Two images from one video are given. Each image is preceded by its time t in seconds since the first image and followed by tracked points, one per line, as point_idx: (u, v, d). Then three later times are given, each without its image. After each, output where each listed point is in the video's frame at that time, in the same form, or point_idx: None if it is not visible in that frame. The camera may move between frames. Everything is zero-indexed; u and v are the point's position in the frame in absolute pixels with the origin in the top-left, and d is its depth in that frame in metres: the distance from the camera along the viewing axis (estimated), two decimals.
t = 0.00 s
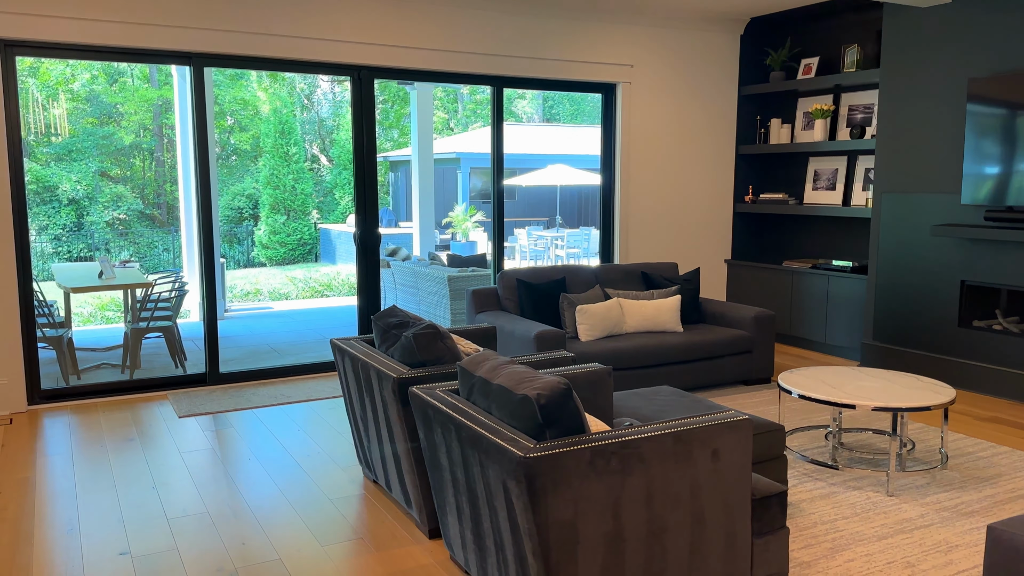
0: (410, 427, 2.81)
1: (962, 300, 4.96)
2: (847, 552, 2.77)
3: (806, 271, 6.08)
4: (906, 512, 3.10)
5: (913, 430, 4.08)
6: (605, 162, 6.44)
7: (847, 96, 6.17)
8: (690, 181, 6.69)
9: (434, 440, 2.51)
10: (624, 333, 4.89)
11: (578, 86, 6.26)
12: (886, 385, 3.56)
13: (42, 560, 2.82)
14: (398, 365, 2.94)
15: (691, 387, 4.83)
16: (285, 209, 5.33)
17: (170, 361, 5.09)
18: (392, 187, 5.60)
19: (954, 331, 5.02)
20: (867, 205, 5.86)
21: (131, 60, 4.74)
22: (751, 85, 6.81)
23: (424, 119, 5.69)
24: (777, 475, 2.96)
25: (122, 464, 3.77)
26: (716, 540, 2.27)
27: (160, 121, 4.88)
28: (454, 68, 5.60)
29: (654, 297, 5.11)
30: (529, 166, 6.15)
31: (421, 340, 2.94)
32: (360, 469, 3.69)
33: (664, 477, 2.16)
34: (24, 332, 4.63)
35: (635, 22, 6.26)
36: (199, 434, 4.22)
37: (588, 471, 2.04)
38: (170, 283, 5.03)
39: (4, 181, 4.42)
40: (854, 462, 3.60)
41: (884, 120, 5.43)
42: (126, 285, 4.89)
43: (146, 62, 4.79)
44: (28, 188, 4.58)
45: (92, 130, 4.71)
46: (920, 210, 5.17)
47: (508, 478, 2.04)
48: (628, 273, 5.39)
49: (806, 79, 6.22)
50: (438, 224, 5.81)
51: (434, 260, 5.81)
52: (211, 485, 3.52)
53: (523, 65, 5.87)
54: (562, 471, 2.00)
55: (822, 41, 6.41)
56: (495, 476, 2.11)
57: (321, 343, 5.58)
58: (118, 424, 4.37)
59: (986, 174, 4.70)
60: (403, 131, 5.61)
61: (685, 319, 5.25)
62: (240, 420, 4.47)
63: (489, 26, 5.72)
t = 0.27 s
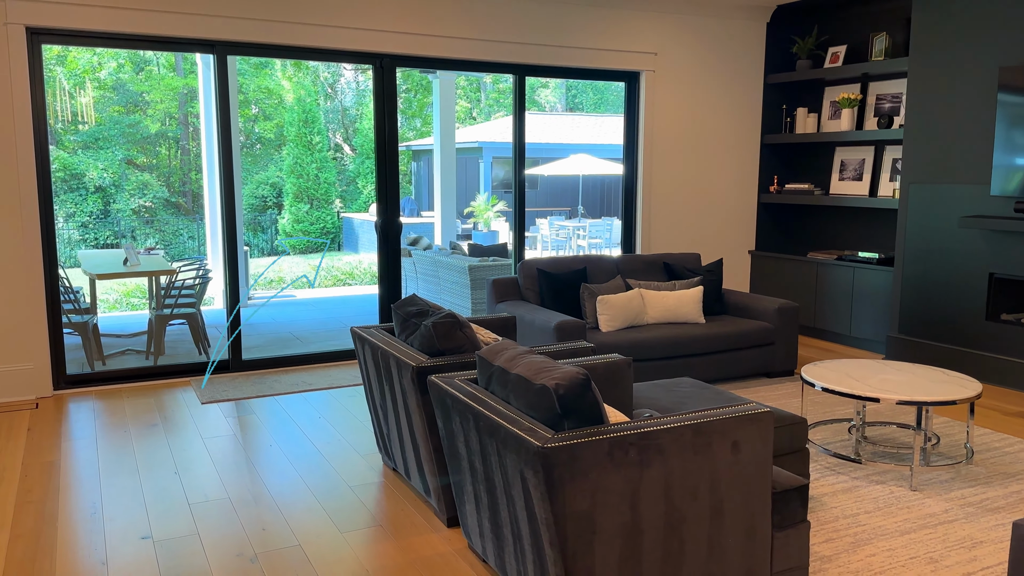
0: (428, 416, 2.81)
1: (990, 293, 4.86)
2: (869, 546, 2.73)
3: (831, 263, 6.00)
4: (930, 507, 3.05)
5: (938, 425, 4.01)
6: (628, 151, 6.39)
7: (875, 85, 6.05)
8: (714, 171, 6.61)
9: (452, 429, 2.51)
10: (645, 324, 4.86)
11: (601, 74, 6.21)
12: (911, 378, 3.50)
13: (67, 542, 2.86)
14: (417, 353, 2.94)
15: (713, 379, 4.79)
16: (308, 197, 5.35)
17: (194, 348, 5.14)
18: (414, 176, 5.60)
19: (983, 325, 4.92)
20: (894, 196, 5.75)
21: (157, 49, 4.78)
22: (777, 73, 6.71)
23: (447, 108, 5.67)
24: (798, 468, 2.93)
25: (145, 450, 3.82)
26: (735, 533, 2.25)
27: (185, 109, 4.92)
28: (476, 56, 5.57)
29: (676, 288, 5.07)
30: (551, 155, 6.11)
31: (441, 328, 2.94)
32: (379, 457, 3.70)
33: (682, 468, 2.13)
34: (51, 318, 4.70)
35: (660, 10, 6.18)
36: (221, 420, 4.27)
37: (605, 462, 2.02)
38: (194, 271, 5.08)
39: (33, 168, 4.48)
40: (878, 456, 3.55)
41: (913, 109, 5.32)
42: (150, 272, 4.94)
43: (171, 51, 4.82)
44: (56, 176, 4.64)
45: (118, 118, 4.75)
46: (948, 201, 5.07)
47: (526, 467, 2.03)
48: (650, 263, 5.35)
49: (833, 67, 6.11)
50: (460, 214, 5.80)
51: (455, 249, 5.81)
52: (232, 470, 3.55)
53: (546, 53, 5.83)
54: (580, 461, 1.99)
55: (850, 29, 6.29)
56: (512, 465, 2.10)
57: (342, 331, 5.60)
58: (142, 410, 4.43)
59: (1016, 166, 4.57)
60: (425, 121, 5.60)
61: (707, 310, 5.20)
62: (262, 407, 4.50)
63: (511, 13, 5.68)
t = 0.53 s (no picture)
0: (442, 408, 2.81)
1: (1010, 287, 4.78)
2: (886, 543, 2.71)
3: (849, 256, 5.93)
4: (947, 504, 3.02)
5: (957, 421, 3.97)
6: (644, 144, 6.35)
7: (895, 77, 5.97)
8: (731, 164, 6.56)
9: (466, 421, 2.51)
10: (660, 317, 4.84)
11: (617, 66, 6.16)
12: (929, 373, 3.46)
13: (84, 530, 2.89)
14: (431, 345, 2.94)
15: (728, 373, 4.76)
16: (324, 189, 5.36)
17: (211, 338, 5.18)
18: (430, 168, 5.60)
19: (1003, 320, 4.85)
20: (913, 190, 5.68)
21: (174, 40, 4.79)
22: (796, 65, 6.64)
23: (462, 100, 5.66)
24: (814, 463, 2.90)
25: (162, 439, 3.85)
26: (750, 528, 2.23)
27: (202, 101, 4.93)
28: (491, 47, 5.55)
29: (692, 281, 5.04)
30: (567, 147, 6.09)
31: (455, 321, 2.93)
32: (393, 447, 3.71)
33: (697, 462, 2.12)
34: (69, 308, 4.74)
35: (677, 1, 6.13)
36: (237, 410, 4.30)
37: (619, 455, 2.01)
38: (211, 262, 5.10)
39: (51, 160, 4.52)
40: (895, 451, 3.51)
41: (933, 101, 5.24)
42: (167, 263, 4.97)
43: (189, 43, 4.84)
44: (75, 167, 4.67)
45: (136, 110, 4.78)
46: (968, 194, 4.99)
47: (539, 460, 2.02)
48: (666, 256, 5.32)
49: (852, 59, 6.03)
50: (475, 206, 5.80)
51: (470, 241, 5.80)
52: (248, 460, 3.58)
53: (561, 45, 5.80)
54: (594, 454, 1.98)
55: (870, 19, 6.20)
56: (526, 458, 2.09)
57: (357, 323, 5.62)
58: (159, 400, 4.47)
59: None
60: (440, 113, 5.59)
61: (723, 304, 5.16)
62: (277, 397, 4.53)
63: (527, 4, 5.65)
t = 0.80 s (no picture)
0: (454, 400, 2.81)
1: None
2: (900, 539, 2.68)
3: (866, 250, 5.87)
4: (964, 500, 2.98)
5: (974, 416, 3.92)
6: (659, 136, 6.30)
7: (913, 68, 5.88)
8: (746, 156, 6.50)
9: (477, 414, 2.50)
10: (673, 311, 4.81)
11: (632, 57, 6.12)
12: (946, 368, 3.41)
13: (99, 520, 2.91)
14: (443, 338, 2.94)
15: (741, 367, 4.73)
16: (338, 181, 5.36)
17: (224, 329, 5.21)
18: (443, 161, 5.59)
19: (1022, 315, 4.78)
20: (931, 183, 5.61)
21: (189, 32, 4.80)
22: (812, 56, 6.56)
23: (476, 92, 5.64)
24: (828, 458, 2.88)
25: (176, 430, 3.88)
26: (764, 524, 2.21)
27: (217, 93, 4.94)
28: (505, 39, 5.52)
29: (706, 274, 5.00)
30: (581, 140, 6.05)
31: (467, 313, 2.92)
32: (406, 439, 3.72)
33: (710, 457, 2.10)
34: (85, 298, 4.78)
35: None
36: (250, 401, 4.32)
37: (631, 449, 2.00)
38: (225, 253, 5.12)
39: (67, 151, 4.54)
40: (911, 447, 3.47)
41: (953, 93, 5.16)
42: (181, 255, 5.00)
43: (204, 34, 4.85)
44: (91, 158, 4.70)
45: (152, 102, 4.79)
46: (987, 187, 4.90)
47: (551, 453, 2.01)
48: (680, 249, 5.28)
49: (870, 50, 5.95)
50: (489, 199, 5.78)
51: (483, 234, 5.79)
52: (261, 451, 3.59)
53: (575, 36, 5.76)
54: (606, 448, 1.97)
55: (888, 10, 6.09)
56: (537, 451, 2.09)
57: (370, 315, 5.63)
58: (173, 391, 4.50)
59: None
60: (454, 105, 5.58)
61: (737, 298, 5.13)
62: (290, 388, 4.55)
63: None
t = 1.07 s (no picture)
0: (460, 397, 2.80)
1: None
2: (909, 537, 2.66)
3: (875, 246, 5.83)
4: (974, 498, 2.96)
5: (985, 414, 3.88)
6: (667, 132, 6.27)
7: (924, 63, 5.83)
8: (755, 152, 6.47)
9: (484, 410, 2.50)
10: (681, 307, 4.79)
11: (640, 52, 6.09)
12: (956, 365, 3.38)
13: (106, 514, 2.93)
14: (450, 333, 2.93)
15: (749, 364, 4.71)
16: (346, 176, 5.37)
17: (232, 324, 5.22)
18: (450, 156, 5.58)
19: None
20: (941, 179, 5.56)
21: (198, 28, 4.81)
22: (822, 51, 6.51)
23: (484, 87, 5.63)
24: (837, 456, 2.86)
25: (183, 424, 3.89)
26: (771, 522, 2.20)
27: (226, 88, 4.94)
28: (512, 34, 5.50)
29: (714, 271, 4.98)
30: (589, 135, 6.03)
31: (473, 309, 2.92)
32: (413, 435, 3.72)
33: (718, 455, 2.09)
34: (93, 293, 4.79)
35: None
36: (257, 397, 4.33)
37: (639, 446, 1.99)
38: (233, 249, 5.13)
39: (75, 146, 4.56)
40: (920, 445, 3.44)
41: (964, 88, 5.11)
42: (190, 250, 5.00)
43: (212, 30, 4.85)
44: (101, 154, 4.71)
45: (161, 97, 4.80)
46: (999, 184, 4.77)
47: (557, 451, 2.01)
48: (688, 246, 5.26)
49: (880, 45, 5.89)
50: (496, 194, 5.77)
51: (491, 230, 5.78)
52: (269, 446, 3.60)
53: (583, 31, 5.73)
54: (613, 445, 1.97)
55: (899, 5, 6.04)
56: (544, 448, 2.08)
57: (377, 310, 5.63)
58: (180, 386, 4.51)
59: None
60: (461, 100, 5.56)
61: (745, 294, 5.10)
62: (298, 384, 4.56)
63: None
